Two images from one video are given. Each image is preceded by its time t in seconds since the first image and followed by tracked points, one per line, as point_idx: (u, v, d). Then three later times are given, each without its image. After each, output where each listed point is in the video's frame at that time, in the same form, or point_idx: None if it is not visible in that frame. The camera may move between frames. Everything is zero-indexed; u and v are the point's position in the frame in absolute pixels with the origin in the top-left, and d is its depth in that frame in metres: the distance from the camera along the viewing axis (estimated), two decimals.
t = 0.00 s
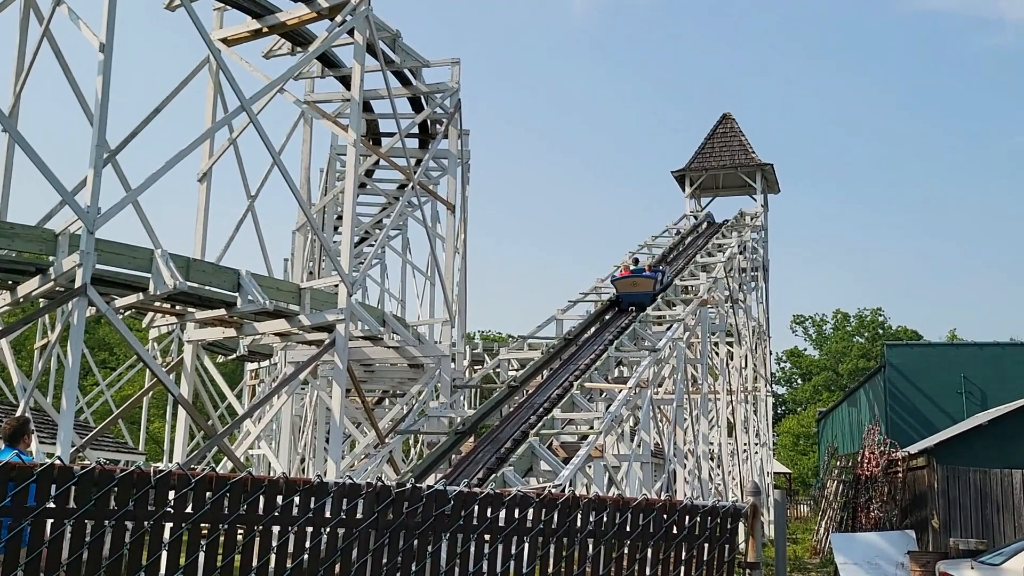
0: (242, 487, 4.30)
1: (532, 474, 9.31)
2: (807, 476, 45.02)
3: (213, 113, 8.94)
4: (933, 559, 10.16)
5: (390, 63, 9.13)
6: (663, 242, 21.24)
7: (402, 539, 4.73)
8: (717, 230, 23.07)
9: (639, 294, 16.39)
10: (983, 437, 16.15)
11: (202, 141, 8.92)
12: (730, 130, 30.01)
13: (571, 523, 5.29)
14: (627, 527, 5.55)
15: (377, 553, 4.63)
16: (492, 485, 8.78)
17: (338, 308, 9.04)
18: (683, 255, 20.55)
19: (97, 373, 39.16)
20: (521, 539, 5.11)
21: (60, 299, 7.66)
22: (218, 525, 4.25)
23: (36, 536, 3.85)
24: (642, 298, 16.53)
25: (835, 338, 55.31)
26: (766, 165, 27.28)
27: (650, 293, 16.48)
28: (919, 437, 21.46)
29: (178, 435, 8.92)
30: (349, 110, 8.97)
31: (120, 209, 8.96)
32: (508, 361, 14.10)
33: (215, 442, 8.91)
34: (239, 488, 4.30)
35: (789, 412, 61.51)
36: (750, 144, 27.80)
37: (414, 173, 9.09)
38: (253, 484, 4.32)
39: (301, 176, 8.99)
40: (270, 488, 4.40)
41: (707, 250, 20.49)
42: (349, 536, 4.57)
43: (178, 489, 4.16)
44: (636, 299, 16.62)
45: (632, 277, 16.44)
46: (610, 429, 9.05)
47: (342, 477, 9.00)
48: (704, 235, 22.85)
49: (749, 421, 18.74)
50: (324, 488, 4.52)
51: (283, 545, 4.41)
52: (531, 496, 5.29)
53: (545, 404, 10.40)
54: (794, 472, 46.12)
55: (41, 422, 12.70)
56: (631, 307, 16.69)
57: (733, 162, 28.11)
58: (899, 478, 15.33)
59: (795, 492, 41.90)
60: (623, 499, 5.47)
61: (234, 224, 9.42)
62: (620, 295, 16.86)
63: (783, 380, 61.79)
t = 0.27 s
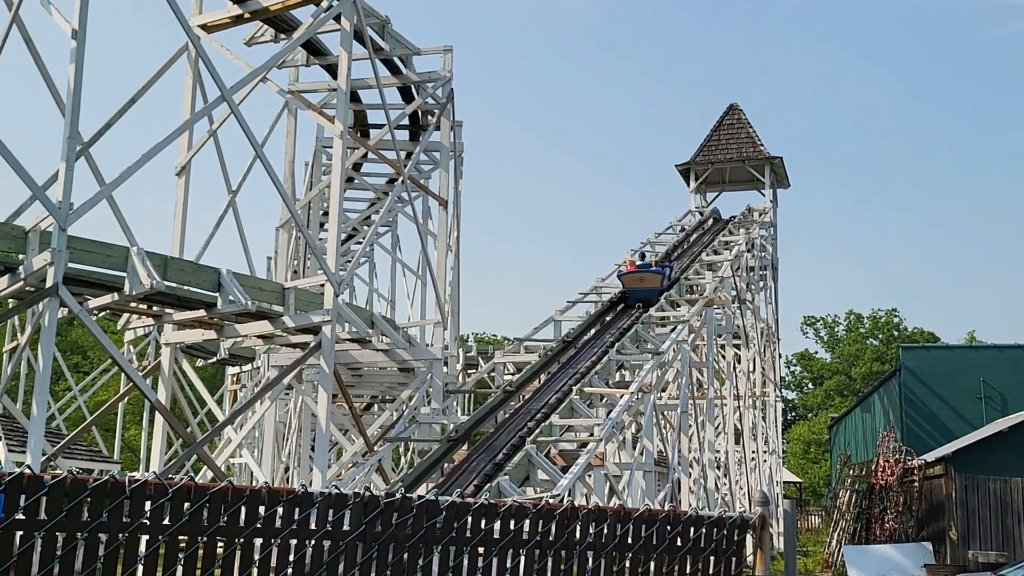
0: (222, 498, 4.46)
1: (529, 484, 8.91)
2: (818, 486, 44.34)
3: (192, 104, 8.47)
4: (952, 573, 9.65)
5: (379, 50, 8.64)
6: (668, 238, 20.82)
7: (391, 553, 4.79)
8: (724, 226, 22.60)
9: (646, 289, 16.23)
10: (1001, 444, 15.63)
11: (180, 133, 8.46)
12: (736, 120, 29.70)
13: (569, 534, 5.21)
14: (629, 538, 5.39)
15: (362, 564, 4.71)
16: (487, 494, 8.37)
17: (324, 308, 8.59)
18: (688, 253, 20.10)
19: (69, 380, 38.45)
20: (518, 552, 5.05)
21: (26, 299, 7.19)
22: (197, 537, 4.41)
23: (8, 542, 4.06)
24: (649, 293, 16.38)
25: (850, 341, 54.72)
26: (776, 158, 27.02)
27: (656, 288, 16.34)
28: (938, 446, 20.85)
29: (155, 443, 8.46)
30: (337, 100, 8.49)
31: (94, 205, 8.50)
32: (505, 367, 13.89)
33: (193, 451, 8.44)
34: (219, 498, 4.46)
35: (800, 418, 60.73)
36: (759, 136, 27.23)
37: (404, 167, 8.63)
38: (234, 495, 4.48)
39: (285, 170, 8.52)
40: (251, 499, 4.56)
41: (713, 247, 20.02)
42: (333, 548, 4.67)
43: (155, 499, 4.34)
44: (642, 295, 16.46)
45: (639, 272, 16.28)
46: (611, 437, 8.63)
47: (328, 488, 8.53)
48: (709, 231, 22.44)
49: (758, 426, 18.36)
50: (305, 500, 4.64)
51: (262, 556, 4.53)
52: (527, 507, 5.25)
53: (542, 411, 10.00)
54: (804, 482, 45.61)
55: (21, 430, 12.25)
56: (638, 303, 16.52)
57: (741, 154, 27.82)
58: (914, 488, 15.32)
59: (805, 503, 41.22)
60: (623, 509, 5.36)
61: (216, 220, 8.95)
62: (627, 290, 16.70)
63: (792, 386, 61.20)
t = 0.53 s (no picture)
0: (193, 512, 3.94)
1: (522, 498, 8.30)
2: (833, 501, 43.80)
3: (160, 88, 7.87)
4: None
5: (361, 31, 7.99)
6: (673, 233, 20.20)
7: (374, 572, 4.22)
8: (733, 221, 21.98)
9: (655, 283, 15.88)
10: None
11: (147, 120, 7.88)
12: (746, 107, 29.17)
13: (564, 552, 4.54)
14: (630, 555, 4.72)
15: None
16: (477, 508, 7.75)
17: (303, 309, 7.99)
18: (694, 248, 19.55)
19: (28, 387, 37.20)
20: (511, 571, 4.45)
21: None
22: (165, 554, 3.89)
23: None
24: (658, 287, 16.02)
25: (867, 342, 53.75)
26: (787, 148, 26.45)
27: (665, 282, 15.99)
28: (960, 455, 20.36)
29: (122, 454, 7.90)
30: (320, 85, 7.89)
31: (55, 196, 7.91)
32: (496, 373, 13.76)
33: (162, 462, 7.84)
34: (189, 512, 3.93)
35: (813, 427, 59.79)
36: (771, 125, 26.50)
37: (389, 157, 8.03)
38: (205, 509, 3.96)
39: (261, 160, 7.93)
40: (225, 513, 4.01)
41: (722, 243, 19.51)
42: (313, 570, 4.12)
43: (119, 515, 3.81)
44: (651, 289, 16.12)
45: (647, 266, 15.97)
46: (610, 446, 8.14)
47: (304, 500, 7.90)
48: (716, 226, 21.92)
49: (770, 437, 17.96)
50: (283, 514, 4.09)
51: None
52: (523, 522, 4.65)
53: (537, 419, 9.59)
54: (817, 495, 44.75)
55: None
56: (646, 298, 16.17)
57: (751, 143, 27.24)
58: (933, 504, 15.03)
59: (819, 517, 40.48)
60: (628, 523, 4.69)
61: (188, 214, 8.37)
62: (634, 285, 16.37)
63: (806, 392, 60.32)
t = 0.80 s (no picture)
0: (158, 531, 3.98)
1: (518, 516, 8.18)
2: (854, 520, 43.25)
3: (124, 70, 7.23)
4: None
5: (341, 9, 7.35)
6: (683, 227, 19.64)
7: None
8: (746, 217, 21.43)
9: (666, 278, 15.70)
10: None
11: (110, 105, 7.26)
12: (759, 92, 28.53)
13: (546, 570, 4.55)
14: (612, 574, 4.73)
15: None
16: (469, 528, 7.27)
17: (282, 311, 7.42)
18: (706, 247, 18.99)
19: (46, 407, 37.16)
20: None
21: None
22: None
23: None
24: (669, 283, 15.85)
25: (893, 347, 52.85)
26: (805, 136, 25.82)
27: (677, 278, 15.82)
28: (993, 471, 19.53)
29: (82, 469, 7.27)
30: (297, 68, 7.28)
31: (9, 187, 7.30)
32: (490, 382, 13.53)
33: (125, 479, 7.21)
34: (155, 531, 3.98)
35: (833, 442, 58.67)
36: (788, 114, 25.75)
37: (373, 146, 7.44)
38: (172, 528, 4.01)
39: (234, 149, 7.32)
40: (193, 533, 4.05)
41: (734, 241, 18.96)
42: None
43: (78, 534, 3.89)
44: (662, 284, 15.95)
45: (659, 261, 15.81)
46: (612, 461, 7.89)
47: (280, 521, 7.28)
48: (727, 223, 21.37)
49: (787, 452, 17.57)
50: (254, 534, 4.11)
51: None
52: (518, 542, 4.65)
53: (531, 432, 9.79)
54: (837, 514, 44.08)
55: None
56: (657, 294, 15.99)
57: (766, 130, 26.61)
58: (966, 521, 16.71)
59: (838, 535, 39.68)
60: (630, 545, 4.71)
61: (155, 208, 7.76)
62: (644, 280, 16.23)
63: (823, 402, 59.40)
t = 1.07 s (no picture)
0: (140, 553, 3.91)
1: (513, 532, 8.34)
2: (874, 538, 42.89)
3: (90, 54, 6.75)
4: None
5: None
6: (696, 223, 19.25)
7: None
8: (760, 212, 21.13)
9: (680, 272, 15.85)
10: None
11: (77, 91, 6.77)
12: (773, 78, 28.07)
13: None
14: None
15: None
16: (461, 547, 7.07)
17: (260, 312, 8.48)
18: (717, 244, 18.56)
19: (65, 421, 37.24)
20: None
21: None
22: None
23: None
24: (682, 277, 16.02)
25: (917, 351, 52.02)
26: (822, 126, 25.37)
27: (690, 273, 16.01)
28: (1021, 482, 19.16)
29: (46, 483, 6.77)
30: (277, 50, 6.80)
31: None
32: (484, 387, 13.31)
33: (92, 493, 6.73)
34: (124, 550, 3.89)
35: (852, 453, 58.03)
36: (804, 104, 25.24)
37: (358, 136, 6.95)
38: (142, 547, 3.92)
39: (210, 139, 6.82)
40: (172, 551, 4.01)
41: (746, 239, 18.52)
42: None
43: (43, 554, 3.75)
44: (674, 279, 16.11)
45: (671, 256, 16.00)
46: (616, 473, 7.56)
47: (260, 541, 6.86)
48: (739, 219, 20.91)
49: (802, 465, 17.36)
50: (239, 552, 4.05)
51: None
52: (515, 562, 4.74)
53: (529, 440, 9.90)
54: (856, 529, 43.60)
55: None
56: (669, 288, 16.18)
57: (780, 121, 26.14)
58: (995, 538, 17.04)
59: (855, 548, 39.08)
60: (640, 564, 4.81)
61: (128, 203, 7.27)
62: (655, 275, 16.37)
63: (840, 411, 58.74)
